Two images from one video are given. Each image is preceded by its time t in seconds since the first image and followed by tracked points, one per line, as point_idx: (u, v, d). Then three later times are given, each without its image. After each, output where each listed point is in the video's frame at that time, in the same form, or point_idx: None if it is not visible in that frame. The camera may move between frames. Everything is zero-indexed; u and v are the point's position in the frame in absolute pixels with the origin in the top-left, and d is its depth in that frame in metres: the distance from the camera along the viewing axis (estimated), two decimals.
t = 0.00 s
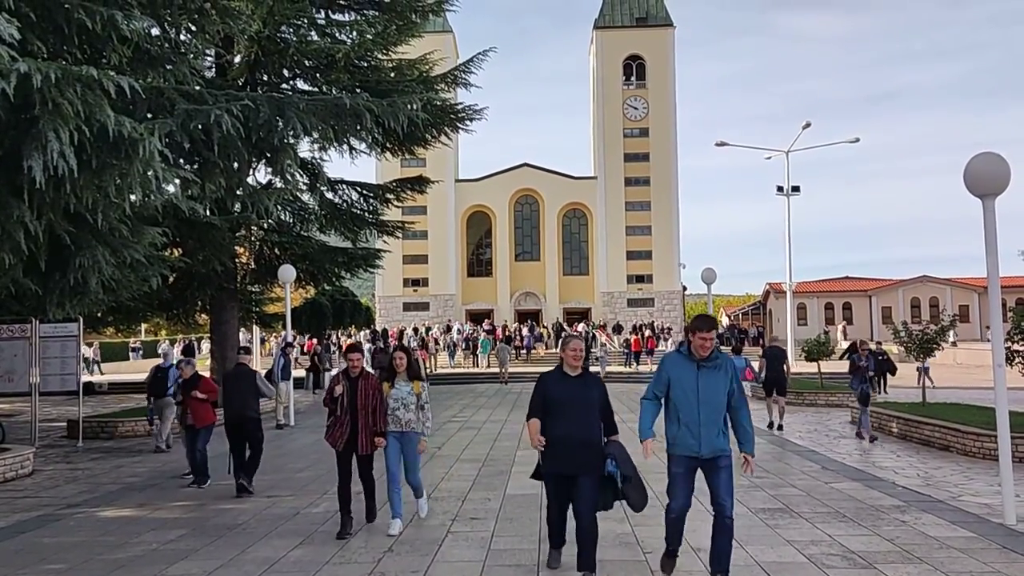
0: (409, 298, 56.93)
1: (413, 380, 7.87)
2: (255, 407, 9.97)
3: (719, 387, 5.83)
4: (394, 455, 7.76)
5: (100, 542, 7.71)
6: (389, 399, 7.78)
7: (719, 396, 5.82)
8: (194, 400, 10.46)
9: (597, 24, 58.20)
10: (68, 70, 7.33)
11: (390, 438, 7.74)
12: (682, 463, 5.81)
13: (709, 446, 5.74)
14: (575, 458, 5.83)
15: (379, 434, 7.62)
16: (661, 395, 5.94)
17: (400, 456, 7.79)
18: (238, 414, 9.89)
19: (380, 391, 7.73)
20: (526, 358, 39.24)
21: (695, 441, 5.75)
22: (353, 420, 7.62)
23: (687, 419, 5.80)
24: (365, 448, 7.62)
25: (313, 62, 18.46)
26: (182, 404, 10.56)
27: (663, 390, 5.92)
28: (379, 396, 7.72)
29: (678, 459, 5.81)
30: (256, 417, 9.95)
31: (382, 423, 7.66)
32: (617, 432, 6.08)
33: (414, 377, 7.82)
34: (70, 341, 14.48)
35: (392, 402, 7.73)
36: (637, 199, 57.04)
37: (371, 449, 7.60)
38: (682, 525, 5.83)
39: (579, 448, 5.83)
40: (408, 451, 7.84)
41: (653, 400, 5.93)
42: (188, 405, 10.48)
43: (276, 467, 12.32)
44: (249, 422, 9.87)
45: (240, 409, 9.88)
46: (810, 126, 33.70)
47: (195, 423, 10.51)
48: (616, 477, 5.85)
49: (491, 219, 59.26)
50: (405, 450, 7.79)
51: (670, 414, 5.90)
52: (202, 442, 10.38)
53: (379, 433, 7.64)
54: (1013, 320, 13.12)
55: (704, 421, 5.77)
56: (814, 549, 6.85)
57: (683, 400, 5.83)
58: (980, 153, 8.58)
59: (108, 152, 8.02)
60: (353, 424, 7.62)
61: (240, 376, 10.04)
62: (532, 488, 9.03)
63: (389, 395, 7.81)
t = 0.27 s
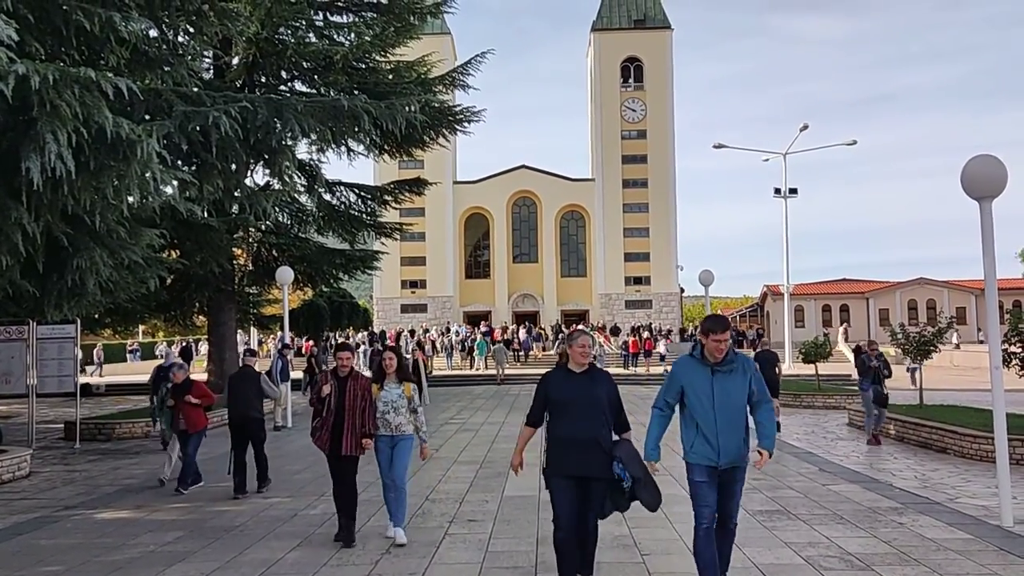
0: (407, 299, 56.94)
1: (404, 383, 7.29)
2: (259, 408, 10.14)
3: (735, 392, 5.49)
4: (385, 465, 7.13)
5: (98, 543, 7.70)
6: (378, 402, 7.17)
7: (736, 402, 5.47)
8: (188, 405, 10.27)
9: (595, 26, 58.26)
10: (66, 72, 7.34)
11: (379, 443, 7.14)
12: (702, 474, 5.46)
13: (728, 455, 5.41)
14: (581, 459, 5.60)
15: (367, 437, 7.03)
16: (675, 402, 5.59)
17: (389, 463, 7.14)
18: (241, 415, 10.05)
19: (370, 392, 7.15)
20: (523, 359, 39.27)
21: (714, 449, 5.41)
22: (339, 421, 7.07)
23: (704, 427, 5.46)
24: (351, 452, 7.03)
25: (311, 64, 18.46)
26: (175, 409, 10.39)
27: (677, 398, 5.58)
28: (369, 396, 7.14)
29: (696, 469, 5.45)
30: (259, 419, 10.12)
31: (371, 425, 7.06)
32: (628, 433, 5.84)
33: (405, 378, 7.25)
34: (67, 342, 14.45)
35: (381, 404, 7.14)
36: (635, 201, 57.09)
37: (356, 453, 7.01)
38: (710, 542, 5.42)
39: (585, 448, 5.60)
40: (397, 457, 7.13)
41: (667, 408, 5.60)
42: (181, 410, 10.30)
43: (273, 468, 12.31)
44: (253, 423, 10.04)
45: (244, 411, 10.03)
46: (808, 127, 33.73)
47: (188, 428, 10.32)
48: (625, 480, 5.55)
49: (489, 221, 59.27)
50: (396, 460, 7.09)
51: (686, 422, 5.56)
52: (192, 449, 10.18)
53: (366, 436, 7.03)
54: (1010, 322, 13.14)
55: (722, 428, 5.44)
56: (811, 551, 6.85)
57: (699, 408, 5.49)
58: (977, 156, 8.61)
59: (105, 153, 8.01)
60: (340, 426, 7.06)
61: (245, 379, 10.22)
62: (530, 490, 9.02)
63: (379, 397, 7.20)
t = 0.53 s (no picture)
0: (405, 301, 56.93)
1: (395, 390, 7.11)
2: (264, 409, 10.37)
3: (752, 401, 5.06)
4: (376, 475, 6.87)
5: (95, 546, 7.68)
6: (369, 409, 6.97)
7: (753, 410, 5.05)
8: (178, 407, 10.05)
9: (593, 28, 58.33)
10: (64, 73, 7.33)
11: (369, 452, 6.93)
12: (720, 491, 5.04)
13: (747, 470, 4.99)
14: (585, 481, 5.04)
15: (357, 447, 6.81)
16: (687, 413, 5.17)
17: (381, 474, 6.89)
18: (247, 414, 10.24)
19: (360, 400, 6.93)
20: (521, 361, 39.27)
21: (734, 464, 4.98)
22: (328, 431, 6.84)
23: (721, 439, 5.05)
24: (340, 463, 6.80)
25: (309, 66, 18.48)
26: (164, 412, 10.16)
27: (689, 409, 5.16)
28: (360, 404, 6.91)
29: (713, 485, 5.03)
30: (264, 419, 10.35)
31: (361, 435, 6.84)
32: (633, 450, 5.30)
33: (396, 385, 7.08)
34: (64, 344, 14.42)
35: (372, 412, 6.93)
36: (632, 203, 57.14)
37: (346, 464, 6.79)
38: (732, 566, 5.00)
39: (590, 469, 5.03)
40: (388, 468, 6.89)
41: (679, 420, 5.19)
42: (170, 412, 10.08)
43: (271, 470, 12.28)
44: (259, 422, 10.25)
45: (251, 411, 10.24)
46: (805, 130, 33.81)
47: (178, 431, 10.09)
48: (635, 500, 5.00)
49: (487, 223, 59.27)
50: (390, 469, 6.88)
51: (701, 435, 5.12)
52: (184, 452, 9.99)
53: (356, 446, 6.84)
54: (1006, 324, 13.17)
55: (739, 440, 5.02)
56: (809, 553, 6.85)
57: (714, 419, 5.08)
58: (973, 159, 8.63)
59: (103, 155, 8.00)
60: (329, 436, 6.84)
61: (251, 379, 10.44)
62: (528, 492, 9.00)
63: (370, 405, 7.00)
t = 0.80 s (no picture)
0: (404, 303, 56.93)
1: (385, 389, 6.92)
2: (267, 408, 10.56)
3: (775, 408, 4.80)
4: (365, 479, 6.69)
5: (92, 547, 7.66)
6: (357, 409, 6.77)
7: (773, 418, 4.79)
8: (169, 411, 9.95)
9: (592, 30, 58.37)
10: (63, 74, 7.31)
11: (359, 454, 6.76)
12: (724, 498, 4.89)
13: (762, 480, 4.73)
14: (597, 485, 4.76)
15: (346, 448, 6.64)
16: (707, 411, 4.88)
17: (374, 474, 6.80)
18: (250, 414, 10.46)
19: (348, 399, 6.75)
20: (520, 364, 39.27)
21: (748, 473, 4.75)
22: (316, 430, 6.67)
23: (737, 445, 4.79)
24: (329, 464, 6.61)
25: (308, 67, 18.48)
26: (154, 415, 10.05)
27: (710, 406, 4.87)
28: (348, 404, 6.74)
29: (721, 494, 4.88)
30: (266, 418, 10.53)
31: (350, 436, 6.67)
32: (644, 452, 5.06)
33: (386, 385, 6.89)
34: (62, 346, 14.39)
35: (361, 412, 6.75)
36: (631, 204, 57.17)
37: (333, 468, 6.59)
38: None
39: (603, 472, 4.75)
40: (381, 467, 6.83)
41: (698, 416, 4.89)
42: (162, 415, 9.99)
43: (269, 472, 12.26)
44: (259, 422, 10.46)
45: (252, 411, 10.46)
46: (803, 132, 33.84)
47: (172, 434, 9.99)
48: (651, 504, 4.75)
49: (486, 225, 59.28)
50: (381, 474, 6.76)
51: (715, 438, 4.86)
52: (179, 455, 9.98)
53: (344, 447, 6.65)
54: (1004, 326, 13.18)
55: (757, 449, 4.77)
56: (808, 555, 6.84)
57: (734, 421, 4.81)
58: (971, 161, 8.64)
59: (101, 156, 7.99)
60: (317, 434, 6.68)
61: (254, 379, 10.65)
62: (527, 494, 8.99)
63: (358, 404, 6.80)
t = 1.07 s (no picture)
0: (403, 304, 56.95)
1: (372, 397, 6.55)
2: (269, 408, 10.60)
3: (815, 412, 4.50)
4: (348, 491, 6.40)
5: (90, 549, 7.66)
6: (342, 418, 6.46)
7: (813, 423, 4.48)
8: (156, 413, 9.80)
9: (591, 32, 58.37)
10: (62, 75, 7.31)
11: (343, 465, 6.46)
12: (764, 511, 4.49)
13: (805, 491, 4.41)
14: (620, 502, 4.43)
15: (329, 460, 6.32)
16: (737, 414, 4.58)
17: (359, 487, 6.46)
18: (251, 415, 10.49)
19: (331, 408, 6.42)
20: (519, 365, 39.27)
21: (788, 483, 4.41)
22: (299, 441, 6.33)
23: (776, 452, 4.47)
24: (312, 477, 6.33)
25: (307, 68, 18.46)
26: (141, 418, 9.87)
27: (740, 409, 4.56)
28: (330, 414, 6.41)
29: (759, 506, 4.49)
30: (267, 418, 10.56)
31: (333, 447, 6.36)
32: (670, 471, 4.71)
33: (372, 393, 6.51)
34: (61, 346, 14.41)
35: (346, 422, 6.44)
36: (630, 206, 57.18)
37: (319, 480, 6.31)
38: None
39: (627, 489, 4.42)
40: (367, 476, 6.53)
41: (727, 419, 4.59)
42: (150, 418, 9.79)
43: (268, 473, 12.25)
44: (261, 421, 10.49)
45: (254, 411, 10.50)
46: (803, 133, 33.83)
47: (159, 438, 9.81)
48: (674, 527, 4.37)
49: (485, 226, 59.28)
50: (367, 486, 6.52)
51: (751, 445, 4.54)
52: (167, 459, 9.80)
53: (328, 460, 6.33)
54: (1003, 327, 13.18)
55: (798, 456, 4.44)
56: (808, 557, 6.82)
57: (768, 426, 4.49)
58: (971, 162, 8.62)
59: (101, 157, 8.00)
60: (301, 446, 6.34)
61: (256, 381, 10.70)
62: (526, 495, 8.97)
63: (343, 413, 6.49)
